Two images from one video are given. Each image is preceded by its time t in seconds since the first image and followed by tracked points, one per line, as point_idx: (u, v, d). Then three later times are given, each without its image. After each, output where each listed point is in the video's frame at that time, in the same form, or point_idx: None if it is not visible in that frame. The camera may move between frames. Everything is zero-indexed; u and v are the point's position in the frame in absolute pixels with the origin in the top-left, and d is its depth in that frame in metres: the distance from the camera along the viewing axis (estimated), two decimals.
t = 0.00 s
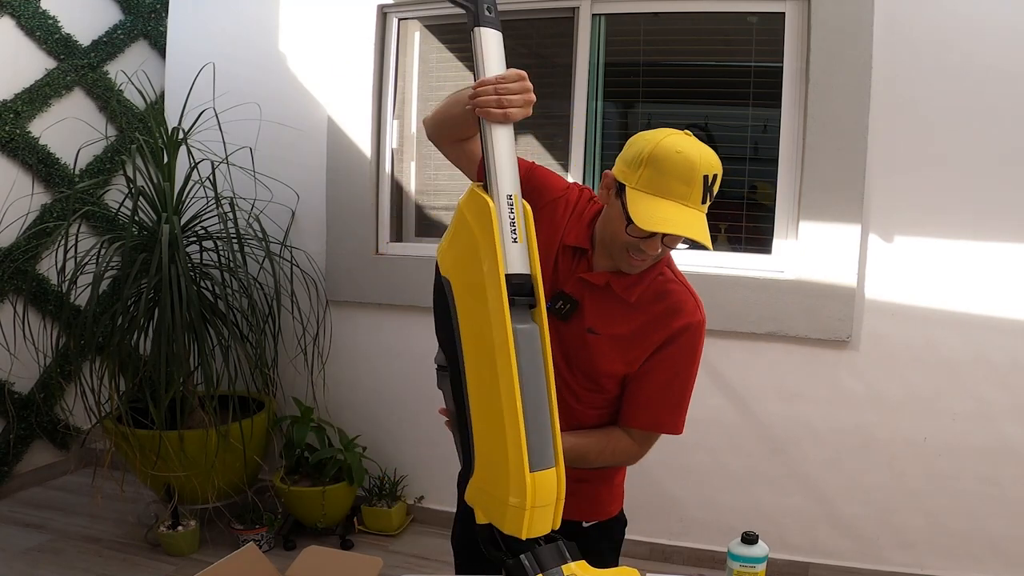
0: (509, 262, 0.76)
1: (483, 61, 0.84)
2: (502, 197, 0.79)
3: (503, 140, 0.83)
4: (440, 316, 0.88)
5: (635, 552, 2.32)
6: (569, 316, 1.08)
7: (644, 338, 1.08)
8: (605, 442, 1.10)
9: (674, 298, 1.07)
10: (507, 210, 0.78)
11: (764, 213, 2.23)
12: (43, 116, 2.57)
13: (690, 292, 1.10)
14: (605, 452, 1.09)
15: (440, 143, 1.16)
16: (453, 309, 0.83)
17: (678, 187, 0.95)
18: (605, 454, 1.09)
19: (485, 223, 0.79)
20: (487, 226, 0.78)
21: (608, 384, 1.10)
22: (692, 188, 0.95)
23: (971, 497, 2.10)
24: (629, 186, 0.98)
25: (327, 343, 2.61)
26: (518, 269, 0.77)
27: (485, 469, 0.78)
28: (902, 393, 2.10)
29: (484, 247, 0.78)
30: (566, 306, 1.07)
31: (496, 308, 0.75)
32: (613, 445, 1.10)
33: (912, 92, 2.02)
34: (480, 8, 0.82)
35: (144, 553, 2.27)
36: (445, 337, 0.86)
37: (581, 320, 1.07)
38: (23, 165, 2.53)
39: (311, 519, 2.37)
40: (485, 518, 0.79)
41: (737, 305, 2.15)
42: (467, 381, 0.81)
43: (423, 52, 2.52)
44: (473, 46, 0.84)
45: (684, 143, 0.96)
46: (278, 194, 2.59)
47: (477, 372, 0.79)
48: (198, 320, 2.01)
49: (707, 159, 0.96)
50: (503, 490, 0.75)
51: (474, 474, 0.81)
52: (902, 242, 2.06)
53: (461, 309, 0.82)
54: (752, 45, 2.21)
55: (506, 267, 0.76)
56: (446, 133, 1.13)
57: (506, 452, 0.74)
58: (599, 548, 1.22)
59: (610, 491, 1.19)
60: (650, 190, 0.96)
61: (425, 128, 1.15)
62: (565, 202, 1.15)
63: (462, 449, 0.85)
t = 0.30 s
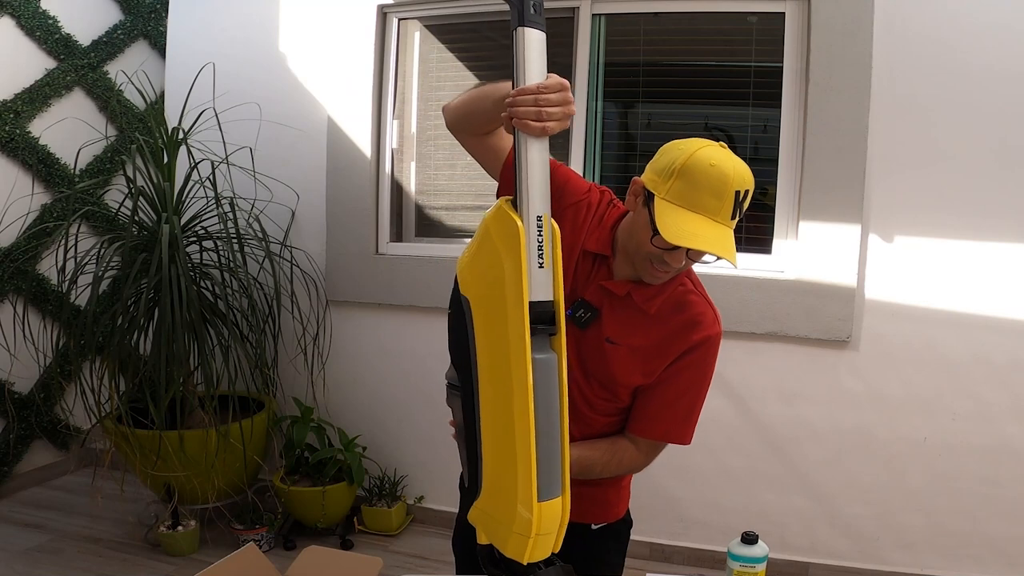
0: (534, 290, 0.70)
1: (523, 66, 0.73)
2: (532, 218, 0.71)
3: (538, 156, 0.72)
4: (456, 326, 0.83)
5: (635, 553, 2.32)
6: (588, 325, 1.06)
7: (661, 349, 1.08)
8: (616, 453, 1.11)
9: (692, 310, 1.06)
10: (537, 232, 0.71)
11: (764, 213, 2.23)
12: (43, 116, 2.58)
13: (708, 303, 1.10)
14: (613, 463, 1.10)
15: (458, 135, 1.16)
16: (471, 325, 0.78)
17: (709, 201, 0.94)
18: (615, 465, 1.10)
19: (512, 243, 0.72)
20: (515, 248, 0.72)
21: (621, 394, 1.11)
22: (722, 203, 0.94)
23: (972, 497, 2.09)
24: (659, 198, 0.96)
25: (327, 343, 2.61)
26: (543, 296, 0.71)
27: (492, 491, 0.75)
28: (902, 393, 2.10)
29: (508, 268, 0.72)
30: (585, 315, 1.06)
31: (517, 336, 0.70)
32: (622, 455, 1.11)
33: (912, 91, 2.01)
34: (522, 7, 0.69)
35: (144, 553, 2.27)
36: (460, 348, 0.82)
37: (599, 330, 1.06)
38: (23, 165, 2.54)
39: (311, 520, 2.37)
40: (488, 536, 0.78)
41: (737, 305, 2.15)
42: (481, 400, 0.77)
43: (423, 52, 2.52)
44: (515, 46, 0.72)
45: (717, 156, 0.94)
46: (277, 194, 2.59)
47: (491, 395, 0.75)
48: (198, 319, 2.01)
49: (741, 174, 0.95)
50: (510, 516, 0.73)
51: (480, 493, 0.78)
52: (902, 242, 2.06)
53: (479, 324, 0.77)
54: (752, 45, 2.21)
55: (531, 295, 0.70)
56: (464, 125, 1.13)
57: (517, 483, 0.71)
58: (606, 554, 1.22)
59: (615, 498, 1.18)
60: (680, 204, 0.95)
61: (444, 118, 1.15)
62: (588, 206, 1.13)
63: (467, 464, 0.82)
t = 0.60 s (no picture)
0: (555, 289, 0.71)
1: (549, 63, 0.73)
2: (554, 218, 0.72)
3: (559, 155, 0.73)
4: (470, 325, 0.82)
5: (635, 553, 2.32)
6: (594, 327, 1.06)
7: (667, 352, 1.08)
8: (619, 456, 1.11)
9: (698, 314, 1.06)
10: (559, 231, 0.72)
11: (764, 213, 2.23)
12: (43, 116, 2.57)
13: (715, 308, 1.10)
14: (616, 466, 1.10)
15: (470, 130, 1.16)
16: (489, 323, 0.78)
17: (717, 203, 0.94)
18: (618, 468, 1.10)
19: (534, 243, 0.72)
20: (537, 247, 0.72)
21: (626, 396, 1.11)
22: (730, 205, 0.94)
23: (972, 497, 2.10)
24: (666, 198, 0.96)
25: (327, 343, 2.61)
26: (562, 295, 0.71)
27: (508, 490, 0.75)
28: (902, 393, 2.10)
29: (529, 267, 0.72)
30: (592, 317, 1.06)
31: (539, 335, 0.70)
32: (626, 458, 1.11)
33: (912, 92, 2.02)
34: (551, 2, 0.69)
35: (144, 553, 2.27)
36: (474, 347, 0.81)
37: (605, 331, 1.06)
38: (23, 165, 2.53)
39: (311, 519, 2.37)
40: (501, 535, 0.77)
41: (737, 305, 2.15)
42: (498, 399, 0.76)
43: (423, 52, 2.52)
44: (541, 43, 0.73)
45: (726, 158, 0.94)
46: (277, 194, 2.59)
47: (510, 395, 0.74)
48: (198, 320, 2.01)
49: (749, 178, 0.95)
50: (526, 515, 0.73)
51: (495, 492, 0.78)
52: (902, 242, 2.06)
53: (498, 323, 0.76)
54: (752, 45, 2.21)
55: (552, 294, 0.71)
56: (477, 119, 1.13)
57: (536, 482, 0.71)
58: (608, 555, 1.22)
59: (620, 500, 1.17)
60: (687, 205, 0.95)
61: (457, 112, 1.15)
62: (595, 206, 1.13)
63: (482, 463, 0.82)
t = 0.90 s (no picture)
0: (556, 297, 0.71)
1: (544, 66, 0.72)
2: (553, 225, 0.72)
3: (557, 161, 0.73)
4: (470, 333, 0.82)
5: (635, 553, 2.32)
6: (595, 326, 1.06)
7: (667, 351, 1.08)
8: (620, 455, 1.11)
9: (697, 314, 1.06)
10: (559, 239, 0.72)
11: (764, 213, 2.23)
12: (43, 116, 2.58)
13: (714, 307, 1.10)
14: (616, 466, 1.10)
15: (467, 131, 1.15)
16: (490, 331, 0.77)
17: (714, 199, 0.94)
18: (617, 467, 1.10)
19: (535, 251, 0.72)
20: (537, 255, 0.72)
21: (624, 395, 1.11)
22: (728, 202, 0.94)
23: (972, 497, 2.09)
24: (664, 195, 0.96)
25: (327, 343, 2.61)
26: (563, 302, 0.72)
27: (514, 497, 0.75)
28: (902, 393, 2.10)
29: (531, 275, 0.72)
30: (593, 316, 1.05)
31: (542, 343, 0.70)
32: (626, 456, 1.11)
33: (911, 91, 2.02)
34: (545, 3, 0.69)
35: (144, 553, 2.27)
36: (475, 355, 0.81)
37: (605, 330, 1.06)
38: (24, 165, 2.53)
39: (311, 519, 2.37)
40: (507, 542, 0.77)
41: (737, 305, 2.15)
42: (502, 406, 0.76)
43: (423, 52, 2.52)
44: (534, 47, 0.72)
45: (725, 156, 0.95)
46: (277, 194, 2.59)
47: (515, 402, 0.74)
48: (198, 319, 2.02)
49: (747, 176, 0.95)
50: (533, 522, 0.73)
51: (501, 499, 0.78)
52: (902, 242, 2.06)
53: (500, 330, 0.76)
54: (752, 45, 2.21)
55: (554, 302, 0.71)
56: (475, 121, 1.12)
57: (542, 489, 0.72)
58: (609, 554, 1.22)
59: (620, 499, 1.17)
60: (685, 202, 0.95)
61: (453, 113, 1.14)
62: (594, 205, 1.13)
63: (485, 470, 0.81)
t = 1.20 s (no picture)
0: (548, 320, 0.71)
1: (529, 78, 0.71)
2: (543, 246, 0.72)
3: (545, 179, 0.73)
4: (461, 353, 0.82)
5: (635, 553, 2.32)
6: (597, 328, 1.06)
7: (669, 351, 1.08)
8: (622, 456, 1.11)
9: (697, 313, 1.06)
10: (548, 259, 0.72)
11: (764, 214, 2.23)
12: (43, 116, 2.58)
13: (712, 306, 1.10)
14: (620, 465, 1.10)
15: (455, 143, 1.14)
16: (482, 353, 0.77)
17: (710, 205, 0.94)
18: (620, 468, 1.10)
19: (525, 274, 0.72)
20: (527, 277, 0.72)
21: (623, 395, 1.11)
22: (724, 207, 0.94)
23: (972, 497, 2.09)
24: (662, 198, 0.96)
25: (327, 343, 2.61)
26: (554, 325, 0.72)
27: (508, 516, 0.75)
28: (902, 392, 2.10)
29: (521, 300, 0.72)
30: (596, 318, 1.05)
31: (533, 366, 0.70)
32: (628, 455, 1.11)
33: (911, 91, 2.02)
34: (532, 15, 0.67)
35: (144, 553, 2.27)
36: (467, 376, 0.80)
37: (608, 331, 1.06)
38: (23, 165, 2.53)
39: (311, 519, 2.37)
40: (502, 562, 0.77)
41: (737, 306, 2.15)
42: (494, 431, 0.76)
43: (423, 52, 2.52)
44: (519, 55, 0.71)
45: (725, 161, 0.95)
46: (277, 194, 2.59)
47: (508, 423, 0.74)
48: (198, 319, 2.02)
49: (746, 182, 0.95)
50: (529, 542, 0.73)
51: (495, 521, 0.78)
52: (902, 242, 2.06)
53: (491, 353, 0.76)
54: (752, 45, 2.21)
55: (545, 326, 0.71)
56: (462, 134, 1.12)
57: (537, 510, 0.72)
58: (611, 551, 1.22)
59: (618, 497, 1.17)
60: (683, 206, 0.95)
61: (440, 125, 1.13)
62: (593, 207, 1.12)
63: (478, 491, 0.81)
